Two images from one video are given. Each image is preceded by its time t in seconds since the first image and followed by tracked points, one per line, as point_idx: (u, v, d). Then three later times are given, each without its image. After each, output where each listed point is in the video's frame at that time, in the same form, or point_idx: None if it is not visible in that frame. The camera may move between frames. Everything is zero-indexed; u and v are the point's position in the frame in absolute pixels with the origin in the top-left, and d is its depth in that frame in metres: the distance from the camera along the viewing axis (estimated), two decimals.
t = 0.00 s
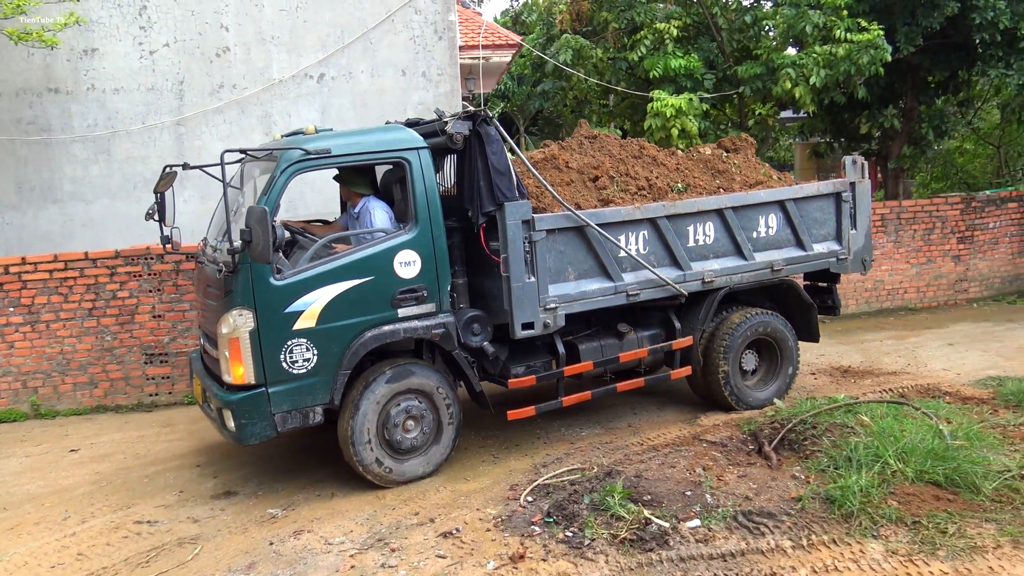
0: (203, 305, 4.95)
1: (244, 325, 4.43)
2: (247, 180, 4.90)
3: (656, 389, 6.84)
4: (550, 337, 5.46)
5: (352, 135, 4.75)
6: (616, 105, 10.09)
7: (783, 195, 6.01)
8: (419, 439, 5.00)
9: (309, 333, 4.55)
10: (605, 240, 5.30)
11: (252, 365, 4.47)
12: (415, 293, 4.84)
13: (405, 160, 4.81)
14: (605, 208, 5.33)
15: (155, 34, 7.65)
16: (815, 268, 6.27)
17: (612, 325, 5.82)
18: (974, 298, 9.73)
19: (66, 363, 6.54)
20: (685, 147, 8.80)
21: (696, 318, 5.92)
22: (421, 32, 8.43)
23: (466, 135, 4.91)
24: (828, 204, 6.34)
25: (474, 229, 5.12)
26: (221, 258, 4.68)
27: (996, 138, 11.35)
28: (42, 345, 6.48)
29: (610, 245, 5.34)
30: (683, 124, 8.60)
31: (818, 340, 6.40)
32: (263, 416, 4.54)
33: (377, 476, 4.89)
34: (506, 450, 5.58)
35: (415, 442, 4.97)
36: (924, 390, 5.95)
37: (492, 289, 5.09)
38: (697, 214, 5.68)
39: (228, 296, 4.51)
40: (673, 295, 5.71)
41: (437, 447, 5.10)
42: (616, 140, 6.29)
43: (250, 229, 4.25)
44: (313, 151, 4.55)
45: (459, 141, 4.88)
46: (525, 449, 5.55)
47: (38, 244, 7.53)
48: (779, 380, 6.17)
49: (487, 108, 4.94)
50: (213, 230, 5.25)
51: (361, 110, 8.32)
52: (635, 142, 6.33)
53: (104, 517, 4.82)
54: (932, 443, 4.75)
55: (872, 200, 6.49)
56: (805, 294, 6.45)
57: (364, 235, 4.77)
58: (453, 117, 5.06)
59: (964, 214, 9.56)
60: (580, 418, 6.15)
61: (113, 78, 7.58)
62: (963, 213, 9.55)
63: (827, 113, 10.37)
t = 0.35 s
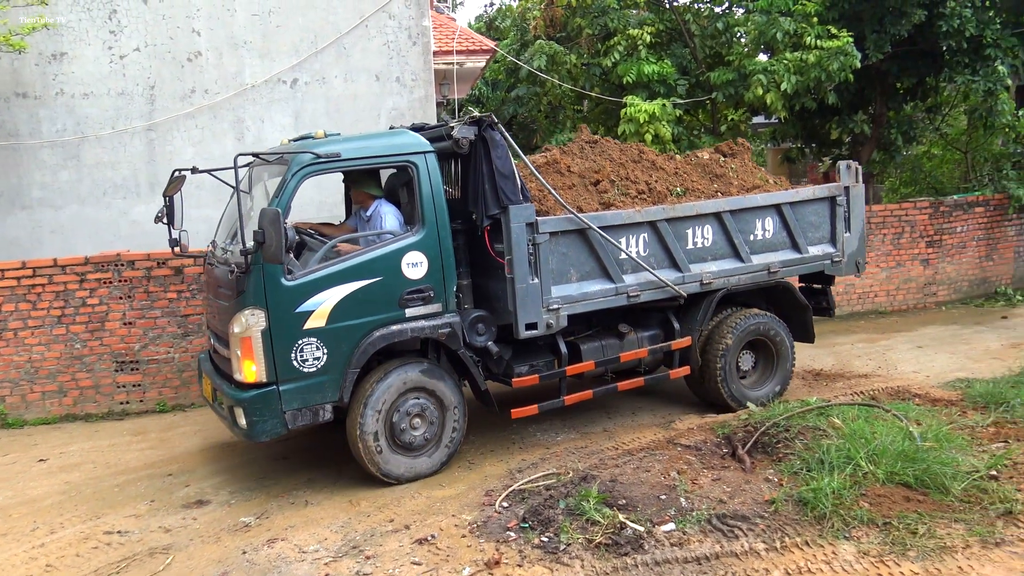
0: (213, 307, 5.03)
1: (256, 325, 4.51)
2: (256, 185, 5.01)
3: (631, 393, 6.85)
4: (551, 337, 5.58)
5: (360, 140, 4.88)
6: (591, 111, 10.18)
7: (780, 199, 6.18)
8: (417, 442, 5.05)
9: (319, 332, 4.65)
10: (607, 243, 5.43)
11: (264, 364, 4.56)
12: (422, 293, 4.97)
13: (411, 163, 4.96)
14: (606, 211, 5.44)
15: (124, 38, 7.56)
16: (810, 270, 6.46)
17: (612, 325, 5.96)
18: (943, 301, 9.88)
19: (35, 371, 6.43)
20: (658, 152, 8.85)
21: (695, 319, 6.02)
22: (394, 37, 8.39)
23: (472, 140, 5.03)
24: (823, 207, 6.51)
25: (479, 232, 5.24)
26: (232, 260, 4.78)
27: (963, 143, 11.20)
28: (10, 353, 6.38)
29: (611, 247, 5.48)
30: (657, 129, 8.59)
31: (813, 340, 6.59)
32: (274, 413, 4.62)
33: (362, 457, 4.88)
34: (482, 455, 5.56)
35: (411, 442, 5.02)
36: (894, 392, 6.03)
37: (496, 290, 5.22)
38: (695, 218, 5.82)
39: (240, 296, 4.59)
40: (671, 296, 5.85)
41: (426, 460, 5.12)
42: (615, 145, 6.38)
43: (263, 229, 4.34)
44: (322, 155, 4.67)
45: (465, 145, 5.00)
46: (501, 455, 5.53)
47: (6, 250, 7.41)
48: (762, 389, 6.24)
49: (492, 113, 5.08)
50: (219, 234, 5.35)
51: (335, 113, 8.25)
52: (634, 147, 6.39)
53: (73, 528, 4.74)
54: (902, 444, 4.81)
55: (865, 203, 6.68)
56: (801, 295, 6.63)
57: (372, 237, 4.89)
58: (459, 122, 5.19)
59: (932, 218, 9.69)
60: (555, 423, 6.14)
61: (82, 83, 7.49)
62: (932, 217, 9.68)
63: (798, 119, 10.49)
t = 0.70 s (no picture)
0: (217, 310, 5.08)
1: (264, 326, 4.58)
2: (261, 189, 5.10)
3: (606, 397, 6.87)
4: (551, 337, 5.69)
5: (365, 145, 4.98)
6: (562, 116, 10.14)
7: (771, 202, 6.35)
8: (412, 438, 5.06)
9: (326, 333, 4.73)
10: (605, 245, 5.55)
11: (271, 365, 4.63)
12: (425, 295, 5.06)
13: (415, 167, 5.06)
14: (604, 214, 5.57)
15: (92, 43, 7.29)
16: (800, 271, 6.65)
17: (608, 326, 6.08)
18: (910, 304, 10.02)
19: None
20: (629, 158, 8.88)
21: (690, 319, 6.19)
22: (366, 42, 8.14)
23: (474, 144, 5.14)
24: (812, 210, 6.70)
25: (480, 234, 5.33)
26: (239, 262, 4.85)
27: (928, 150, 10.80)
28: None
29: (609, 249, 5.58)
30: (629, 135, 8.68)
31: (803, 340, 6.76)
32: (282, 413, 4.69)
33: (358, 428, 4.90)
34: (457, 460, 5.55)
35: (406, 434, 5.03)
36: (864, 395, 6.11)
37: (497, 291, 5.31)
38: (690, 220, 5.95)
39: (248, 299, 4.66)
40: (667, 297, 5.96)
41: (407, 462, 5.07)
42: (610, 150, 6.45)
43: (273, 232, 4.43)
44: (328, 160, 4.77)
45: (467, 149, 5.09)
46: (475, 460, 5.52)
47: None
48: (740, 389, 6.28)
49: (494, 119, 5.21)
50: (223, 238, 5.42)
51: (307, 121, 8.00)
52: (628, 152, 6.50)
53: (40, 540, 4.66)
54: (871, 445, 4.87)
55: (853, 206, 6.88)
56: (791, 297, 6.80)
57: (376, 239, 4.98)
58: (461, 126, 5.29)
59: (900, 222, 9.83)
60: (529, 428, 6.14)
61: (49, 88, 7.22)
62: (899, 222, 9.82)
63: (768, 124, 10.60)
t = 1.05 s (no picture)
0: (219, 312, 5.15)
1: (270, 328, 4.66)
2: (263, 193, 5.18)
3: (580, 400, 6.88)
4: (547, 338, 5.78)
5: (367, 149, 5.09)
6: (533, 122, 10.03)
7: (760, 207, 6.49)
8: (405, 434, 5.10)
9: (330, 335, 4.81)
10: (600, 248, 5.68)
11: (276, 366, 4.71)
12: (427, 297, 5.16)
13: (416, 171, 5.17)
14: (599, 218, 5.71)
15: (58, 46, 7.08)
16: (788, 273, 6.80)
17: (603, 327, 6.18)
18: (877, 308, 10.16)
19: None
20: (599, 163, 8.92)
21: (682, 321, 6.27)
22: (338, 47, 7.96)
23: (473, 150, 5.29)
24: (800, 214, 6.86)
25: (479, 238, 5.44)
26: (243, 265, 4.93)
27: (894, 156, 10.87)
28: None
29: (604, 253, 5.72)
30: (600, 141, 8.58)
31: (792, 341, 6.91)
32: (287, 413, 4.75)
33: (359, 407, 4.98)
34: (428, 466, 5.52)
35: (402, 426, 5.08)
36: (832, 397, 6.19)
37: (496, 293, 5.42)
38: (683, 224, 6.08)
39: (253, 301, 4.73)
40: (660, 299, 6.10)
41: (387, 457, 5.05)
42: (604, 154, 6.72)
43: (279, 235, 4.51)
44: (332, 164, 4.87)
45: (467, 154, 5.25)
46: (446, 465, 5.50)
47: None
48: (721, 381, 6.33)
49: (493, 125, 5.35)
50: (225, 242, 5.50)
51: (278, 125, 7.80)
52: (621, 156, 6.74)
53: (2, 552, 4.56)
54: (839, 447, 4.93)
55: (838, 210, 7.05)
56: (780, 299, 6.95)
57: (377, 242, 5.06)
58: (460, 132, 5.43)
59: (866, 227, 9.96)
60: (501, 433, 6.13)
61: (13, 91, 7.01)
62: (866, 226, 9.96)
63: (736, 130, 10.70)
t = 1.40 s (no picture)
0: (220, 313, 5.21)
1: (274, 330, 4.73)
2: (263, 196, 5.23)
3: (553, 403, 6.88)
4: (543, 338, 5.89)
5: (368, 153, 5.17)
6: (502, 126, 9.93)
7: (747, 208, 6.68)
8: (401, 427, 5.15)
9: (333, 336, 4.89)
10: (594, 249, 5.80)
11: (280, 367, 4.78)
12: (427, 298, 5.26)
13: (416, 175, 5.26)
14: (593, 220, 5.83)
15: (18, 50, 6.86)
16: (773, 273, 7.01)
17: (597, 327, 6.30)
18: (843, 308, 10.29)
19: None
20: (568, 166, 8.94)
21: (673, 320, 6.43)
22: (305, 52, 7.90)
23: (472, 153, 5.38)
24: (785, 215, 7.07)
25: (477, 240, 5.54)
26: (245, 267, 4.97)
27: (858, 158, 11.09)
28: None
29: (598, 253, 5.84)
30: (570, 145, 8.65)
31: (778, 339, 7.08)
32: (291, 414, 4.84)
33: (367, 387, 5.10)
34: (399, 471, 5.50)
35: (403, 417, 5.15)
36: (800, 397, 6.27)
37: (493, 294, 5.52)
38: (673, 225, 6.25)
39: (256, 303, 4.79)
40: (652, 299, 6.24)
41: (374, 438, 5.06)
42: (595, 158, 6.72)
43: (284, 238, 4.57)
44: (334, 168, 4.94)
45: (465, 158, 5.35)
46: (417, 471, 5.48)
47: None
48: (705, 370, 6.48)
49: (490, 129, 5.46)
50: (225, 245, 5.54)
51: (245, 130, 7.69)
52: (611, 159, 6.79)
53: None
54: (806, 447, 4.98)
55: (822, 211, 7.26)
56: (767, 298, 7.13)
57: (378, 245, 5.14)
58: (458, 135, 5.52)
59: (833, 229, 10.08)
60: (473, 437, 6.12)
61: None
62: (833, 228, 10.08)
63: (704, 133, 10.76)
